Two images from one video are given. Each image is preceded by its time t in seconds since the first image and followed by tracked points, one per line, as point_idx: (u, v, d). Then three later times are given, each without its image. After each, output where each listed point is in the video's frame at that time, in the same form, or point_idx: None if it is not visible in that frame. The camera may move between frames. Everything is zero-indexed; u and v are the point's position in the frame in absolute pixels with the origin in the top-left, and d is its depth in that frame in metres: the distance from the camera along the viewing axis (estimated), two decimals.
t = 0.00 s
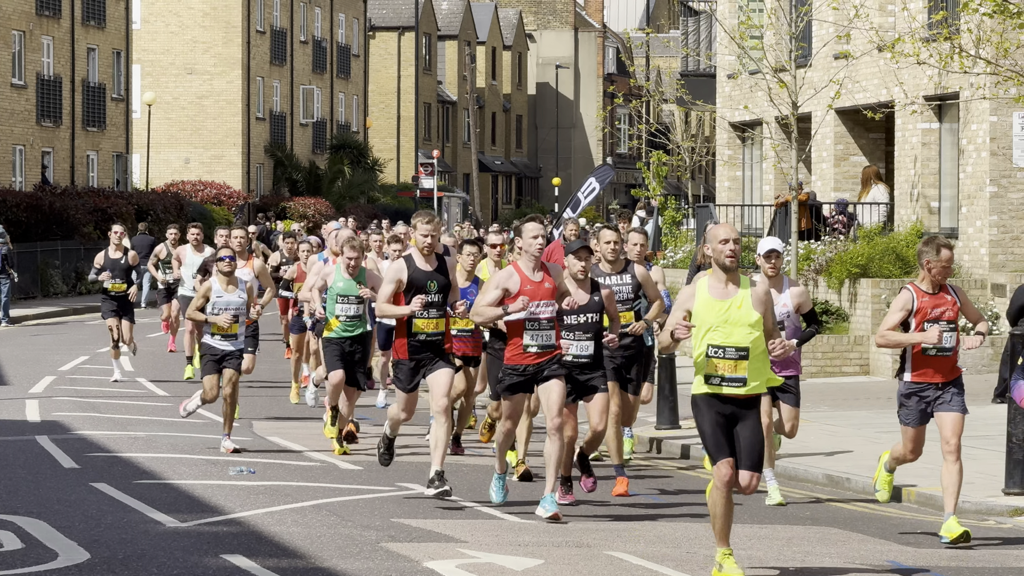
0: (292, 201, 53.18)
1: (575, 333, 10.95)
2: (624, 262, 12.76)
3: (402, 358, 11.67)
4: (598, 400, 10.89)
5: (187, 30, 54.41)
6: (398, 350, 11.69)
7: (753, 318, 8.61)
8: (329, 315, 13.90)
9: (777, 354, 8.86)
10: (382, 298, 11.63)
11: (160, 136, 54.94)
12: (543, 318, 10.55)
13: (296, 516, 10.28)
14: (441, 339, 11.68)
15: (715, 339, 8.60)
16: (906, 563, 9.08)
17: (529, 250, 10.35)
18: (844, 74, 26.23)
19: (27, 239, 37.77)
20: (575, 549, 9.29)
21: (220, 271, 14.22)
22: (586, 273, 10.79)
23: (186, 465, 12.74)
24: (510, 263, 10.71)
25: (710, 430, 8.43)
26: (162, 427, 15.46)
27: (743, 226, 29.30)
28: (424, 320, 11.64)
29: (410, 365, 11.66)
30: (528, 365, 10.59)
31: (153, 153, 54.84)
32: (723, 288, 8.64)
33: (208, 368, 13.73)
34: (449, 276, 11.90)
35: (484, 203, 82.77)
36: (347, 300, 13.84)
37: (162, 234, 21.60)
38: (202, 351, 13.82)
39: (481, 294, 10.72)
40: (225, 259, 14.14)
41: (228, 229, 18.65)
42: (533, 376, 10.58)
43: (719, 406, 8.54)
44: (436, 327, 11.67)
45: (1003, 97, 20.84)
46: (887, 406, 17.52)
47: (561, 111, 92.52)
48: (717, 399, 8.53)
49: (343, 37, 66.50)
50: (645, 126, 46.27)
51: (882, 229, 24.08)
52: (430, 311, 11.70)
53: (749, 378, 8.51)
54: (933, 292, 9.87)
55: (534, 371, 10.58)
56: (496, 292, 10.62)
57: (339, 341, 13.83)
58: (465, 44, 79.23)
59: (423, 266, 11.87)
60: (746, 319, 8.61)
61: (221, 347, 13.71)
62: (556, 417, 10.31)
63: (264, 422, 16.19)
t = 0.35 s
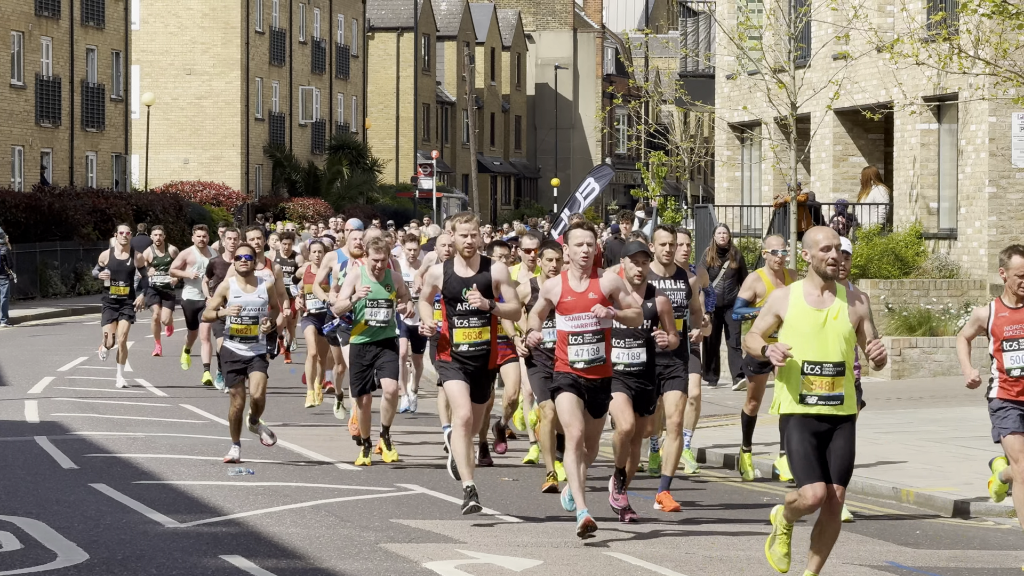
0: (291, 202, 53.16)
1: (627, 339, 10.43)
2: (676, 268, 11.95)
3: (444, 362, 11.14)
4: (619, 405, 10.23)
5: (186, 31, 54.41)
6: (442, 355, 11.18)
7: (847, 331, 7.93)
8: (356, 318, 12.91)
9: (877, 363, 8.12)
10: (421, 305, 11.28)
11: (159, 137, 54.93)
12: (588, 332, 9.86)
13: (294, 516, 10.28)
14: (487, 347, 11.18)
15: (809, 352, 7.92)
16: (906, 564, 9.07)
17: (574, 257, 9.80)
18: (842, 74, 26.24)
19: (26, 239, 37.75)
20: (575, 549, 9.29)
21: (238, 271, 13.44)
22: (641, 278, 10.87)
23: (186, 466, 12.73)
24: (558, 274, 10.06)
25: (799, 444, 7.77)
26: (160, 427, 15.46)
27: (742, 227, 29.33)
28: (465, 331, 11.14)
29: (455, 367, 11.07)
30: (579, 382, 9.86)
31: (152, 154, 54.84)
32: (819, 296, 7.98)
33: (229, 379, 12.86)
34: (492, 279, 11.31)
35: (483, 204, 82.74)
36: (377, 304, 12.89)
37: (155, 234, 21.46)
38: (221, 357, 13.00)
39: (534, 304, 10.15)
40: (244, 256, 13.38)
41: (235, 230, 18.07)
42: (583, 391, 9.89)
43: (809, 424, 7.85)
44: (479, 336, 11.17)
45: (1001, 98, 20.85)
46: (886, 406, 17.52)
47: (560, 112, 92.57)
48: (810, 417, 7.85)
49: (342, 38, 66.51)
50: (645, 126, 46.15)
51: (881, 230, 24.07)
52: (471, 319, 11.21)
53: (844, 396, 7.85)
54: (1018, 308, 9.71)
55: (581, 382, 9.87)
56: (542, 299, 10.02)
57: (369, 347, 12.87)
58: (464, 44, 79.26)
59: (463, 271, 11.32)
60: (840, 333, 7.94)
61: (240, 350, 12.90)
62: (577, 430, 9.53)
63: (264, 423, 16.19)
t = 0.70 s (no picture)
0: (292, 202, 53.17)
1: (691, 337, 9.39)
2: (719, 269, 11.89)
3: (499, 376, 10.37)
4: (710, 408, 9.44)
5: (187, 31, 54.39)
6: (496, 367, 10.40)
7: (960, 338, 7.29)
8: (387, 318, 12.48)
9: (983, 378, 7.44)
10: (478, 309, 10.25)
11: (159, 137, 54.91)
12: (657, 336, 8.97)
13: (295, 516, 10.28)
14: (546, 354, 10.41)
15: (916, 363, 7.30)
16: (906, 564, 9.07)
17: (641, 257, 8.92)
18: (843, 75, 26.24)
19: (27, 239, 37.74)
20: (576, 550, 9.28)
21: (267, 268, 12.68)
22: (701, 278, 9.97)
23: (187, 465, 12.73)
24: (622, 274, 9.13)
25: (902, 470, 7.19)
26: (161, 427, 15.47)
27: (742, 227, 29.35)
28: (525, 334, 10.36)
29: (509, 385, 10.34)
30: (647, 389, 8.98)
31: (153, 154, 54.83)
32: (924, 302, 7.33)
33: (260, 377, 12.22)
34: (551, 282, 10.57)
35: (483, 203, 82.72)
36: (407, 305, 12.39)
37: (153, 235, 21.30)
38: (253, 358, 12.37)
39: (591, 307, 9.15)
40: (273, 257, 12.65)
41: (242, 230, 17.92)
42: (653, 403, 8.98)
43: (913, 442, 7.29)
44: (538, 340, 10.39)
45: (1003, 97, 20.84)
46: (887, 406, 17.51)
47: (561, 112, 92.58)
48: (912, 433, 7.30)
49: (343, 38, 66.51)
50: (646, 126, 46.10)
51: (882, 230, 24.06)
52: (532, 322, 10.38)
53: (953, 409, 7.24)
54: None
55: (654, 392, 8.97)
56: (606, 303, 9.03)
57: (399, 350, 12.48)
58: (465, 44, 79.28)
59: (523, 270, 10.52)
60: (952, 340, 7.30)
61: (275, 353, 12.28)
62: (670, 447, 8.66)
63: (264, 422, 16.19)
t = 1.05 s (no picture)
0: (294, 202, 53.22)
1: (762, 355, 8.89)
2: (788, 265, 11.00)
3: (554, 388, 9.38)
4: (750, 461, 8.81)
5: (189, 31, 54.38)
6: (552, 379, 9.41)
7: None
8: (429, 320, 11.99)
9: None
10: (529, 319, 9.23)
11: (161, 138, 54.88)
12: (721, 363, 8.37)
13: (297, 517, 10.29)
14: (604, 366, 9.42)
15: None
16: (909, 564, 9.09)
17: (702, 270, 8.35)
18: (845, 75, 26.26)
19: (29, 240, 37.75)
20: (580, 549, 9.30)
21: (306, 270, 12.20)
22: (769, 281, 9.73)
23: (189, 466, 12.73)
24: (684, 293, 8.53)
25: None
26: (163, 427, 15.48)
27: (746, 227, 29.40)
28: (579, 346, 9.38)
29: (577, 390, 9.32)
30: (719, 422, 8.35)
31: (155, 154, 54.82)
32: None
33: (291, 385, 11.80)
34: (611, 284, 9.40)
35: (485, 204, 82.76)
36: (452, 307, 11.93)
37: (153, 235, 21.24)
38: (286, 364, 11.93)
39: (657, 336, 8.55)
40: (309, 256, 12.10)
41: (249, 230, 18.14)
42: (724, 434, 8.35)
43: None
44: (596, 352, 9.40)
45: (1005, 99, 20.84)
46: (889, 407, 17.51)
47: (563, 112, 92.70)
48: None
49: (346, 38, 66.61)
50: (649, 126, 46.09)
51: (883, 229, 24.10)
52: (587, 333, 9.40)
53: None
54: None
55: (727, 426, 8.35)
56: (669, 328, 8.45)
57: (440, 353, 11.99)
58: (468, 45, 79.37)
59: (576, 276, 9.42)
60: None
61: (308, 359, 11.80)
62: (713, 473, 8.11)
63: (266, 422, 16.19)
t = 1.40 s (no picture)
0: (296, 203, 53.24)
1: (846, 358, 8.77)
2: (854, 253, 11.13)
3: (623, 403, 8.71)
4: (864, 441, 8.36)
5: (190, 33, 54.39)
6: (621, 393, 8.72)
7: None
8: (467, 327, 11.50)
9: None
10: (598, 320, 8.51)
11: (163, 139, 54.86)
12: (816, 377, 7.98)
13: (298, 519, 10.27)
14: (677, 373, 8.75)
15: None
16: (913, 565, 9.08)
17: (800, 274, 7.99)
18: (846, 76, 26.26)
19: (31, 241, 37.74)
20: (583, 551, 9.29)
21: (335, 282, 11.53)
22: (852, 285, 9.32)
23: (191, 467, 12.74)
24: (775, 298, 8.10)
25: None
26: (165, 428, 15.50)
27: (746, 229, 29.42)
28: (650, 353, 8.68)
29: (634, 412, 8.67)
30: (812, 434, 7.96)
31: (156, 155, 54.80)
32: None
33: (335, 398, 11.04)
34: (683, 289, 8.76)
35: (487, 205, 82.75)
36: (488, 312, 11.42)
37: (155, 237, 21.25)
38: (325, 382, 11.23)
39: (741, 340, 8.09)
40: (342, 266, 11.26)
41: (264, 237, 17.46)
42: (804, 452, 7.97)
43: None
44: (667, 359, 8.72)
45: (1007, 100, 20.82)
46: (891, 408, 17.47)
47: (565, 113, 92.64)
48: None
49: (347, 39, 66.59)
50: (651, 128, 46.04)
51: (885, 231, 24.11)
52: (661, 338, 8.67)
53: None
54: None
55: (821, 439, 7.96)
56: (757, 335, 8.01)
57: (481, 360, 11.45)
58: (469, 46, 79.34)
59: (648, 278, 8.68)
60: None
61: (349, 372, 11.16)
62: (823, 503, 7.74)
63: (268, 424, 16.20)
